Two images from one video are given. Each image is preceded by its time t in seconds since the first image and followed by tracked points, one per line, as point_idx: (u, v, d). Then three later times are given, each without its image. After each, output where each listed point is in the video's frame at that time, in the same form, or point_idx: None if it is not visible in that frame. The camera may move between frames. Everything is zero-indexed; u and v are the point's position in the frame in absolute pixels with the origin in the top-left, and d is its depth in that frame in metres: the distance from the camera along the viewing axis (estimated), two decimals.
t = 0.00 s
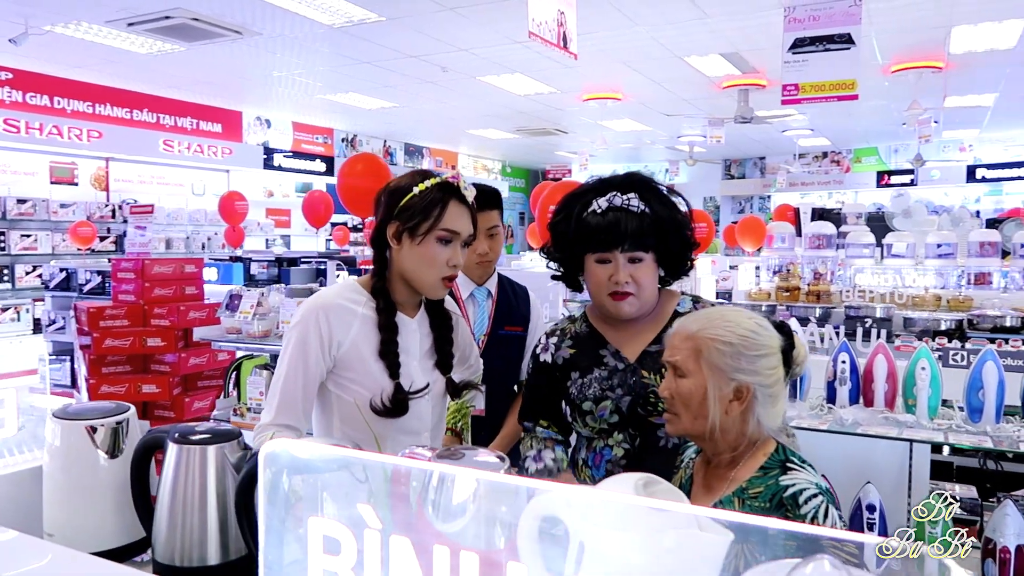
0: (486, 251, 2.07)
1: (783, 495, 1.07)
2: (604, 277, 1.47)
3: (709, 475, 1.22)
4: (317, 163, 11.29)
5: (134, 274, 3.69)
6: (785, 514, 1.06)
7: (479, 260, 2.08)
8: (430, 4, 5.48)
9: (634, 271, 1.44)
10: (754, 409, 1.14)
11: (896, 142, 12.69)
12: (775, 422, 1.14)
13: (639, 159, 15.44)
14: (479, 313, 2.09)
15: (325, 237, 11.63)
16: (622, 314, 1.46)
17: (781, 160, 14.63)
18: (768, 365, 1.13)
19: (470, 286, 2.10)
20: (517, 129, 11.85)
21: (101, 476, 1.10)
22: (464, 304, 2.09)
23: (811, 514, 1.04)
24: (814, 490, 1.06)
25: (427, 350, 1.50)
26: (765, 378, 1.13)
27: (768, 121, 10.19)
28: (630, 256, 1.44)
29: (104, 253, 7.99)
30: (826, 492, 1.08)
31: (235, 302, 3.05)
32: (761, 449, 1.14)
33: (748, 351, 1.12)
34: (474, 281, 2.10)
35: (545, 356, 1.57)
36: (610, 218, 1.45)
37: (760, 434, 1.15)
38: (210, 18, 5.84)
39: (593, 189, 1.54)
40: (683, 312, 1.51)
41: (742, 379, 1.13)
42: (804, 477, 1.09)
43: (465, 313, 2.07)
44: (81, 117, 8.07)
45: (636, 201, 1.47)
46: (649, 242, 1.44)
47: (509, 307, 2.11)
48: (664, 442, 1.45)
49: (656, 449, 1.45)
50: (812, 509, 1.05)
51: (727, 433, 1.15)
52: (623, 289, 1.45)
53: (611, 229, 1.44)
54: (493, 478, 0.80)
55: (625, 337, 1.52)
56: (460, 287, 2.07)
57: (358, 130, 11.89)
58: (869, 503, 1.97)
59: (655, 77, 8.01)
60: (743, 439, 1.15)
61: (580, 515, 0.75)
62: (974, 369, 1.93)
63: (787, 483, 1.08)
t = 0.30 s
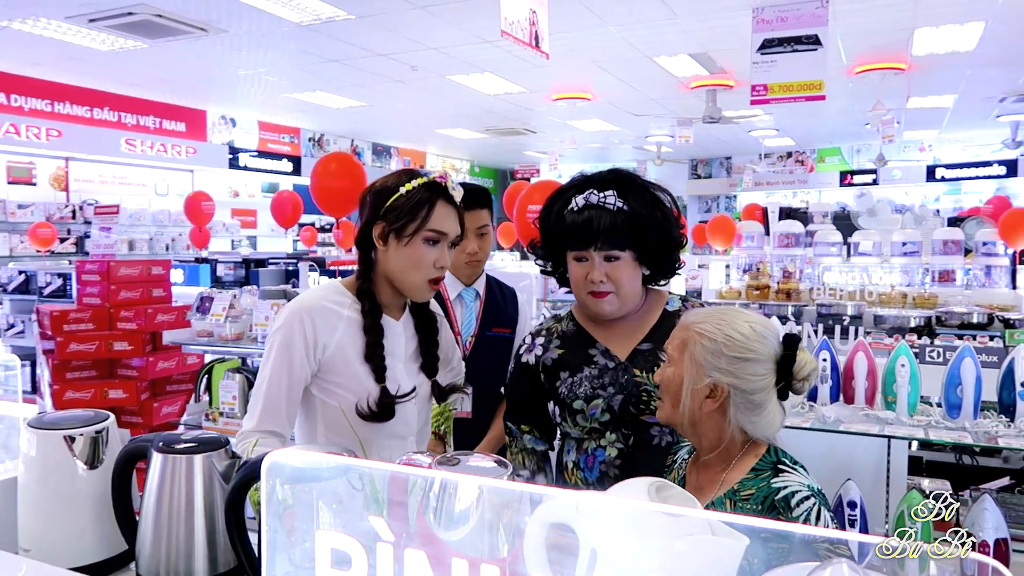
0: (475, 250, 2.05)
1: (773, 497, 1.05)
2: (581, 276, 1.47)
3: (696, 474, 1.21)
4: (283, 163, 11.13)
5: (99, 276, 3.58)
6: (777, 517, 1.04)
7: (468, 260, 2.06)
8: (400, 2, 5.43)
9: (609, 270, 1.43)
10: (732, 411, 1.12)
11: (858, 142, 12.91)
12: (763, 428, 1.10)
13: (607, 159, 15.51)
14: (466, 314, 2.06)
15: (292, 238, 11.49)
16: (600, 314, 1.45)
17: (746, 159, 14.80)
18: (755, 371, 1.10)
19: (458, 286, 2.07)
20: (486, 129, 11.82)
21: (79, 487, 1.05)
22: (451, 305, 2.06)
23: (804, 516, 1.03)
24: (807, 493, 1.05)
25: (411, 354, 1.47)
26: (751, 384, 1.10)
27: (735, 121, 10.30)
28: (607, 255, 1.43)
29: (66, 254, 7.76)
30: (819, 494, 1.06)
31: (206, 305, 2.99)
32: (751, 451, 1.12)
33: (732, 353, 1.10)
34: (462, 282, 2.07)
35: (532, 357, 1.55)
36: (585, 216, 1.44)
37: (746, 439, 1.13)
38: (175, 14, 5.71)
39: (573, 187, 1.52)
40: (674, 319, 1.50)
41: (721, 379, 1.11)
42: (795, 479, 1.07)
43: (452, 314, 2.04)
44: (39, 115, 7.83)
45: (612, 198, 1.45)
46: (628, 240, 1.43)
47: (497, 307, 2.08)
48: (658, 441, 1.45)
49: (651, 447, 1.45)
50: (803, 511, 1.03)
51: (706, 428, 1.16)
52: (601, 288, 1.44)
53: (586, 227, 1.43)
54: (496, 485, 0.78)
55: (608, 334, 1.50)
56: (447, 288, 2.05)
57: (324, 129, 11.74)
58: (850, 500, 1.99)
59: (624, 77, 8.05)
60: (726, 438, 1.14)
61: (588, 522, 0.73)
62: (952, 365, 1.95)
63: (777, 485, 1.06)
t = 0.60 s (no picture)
0: (457, 251, 2.04)
1: (745, 508, 1.04)
2: (570, 279, 1.44)
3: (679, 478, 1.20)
4: (251, 163, 10.96)
5: (62, 279, 3.49)
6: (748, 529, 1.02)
7: (450, 262, 2.03)
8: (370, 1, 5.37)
9: (601, 274, 1.42)
10: (715, 417, 1.10)
11: (824, 142, 13.09)
12: (748, 435, 1.08)
13: (578, 159, 15.54)
14: (448, 317, 2.03)
15: (260, 239, 11.32)
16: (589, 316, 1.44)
17: (715, 160, 14.93)
18: (742, 378, 1.08)
19: (440, 288, 2.05)
20: (456, 129, 11.77)
21: (47, 501, 1.01)
22: (433, 308, 2.04)
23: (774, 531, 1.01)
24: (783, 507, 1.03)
25: (391, 359, 1.44)
26: (737, 392, 1.08)
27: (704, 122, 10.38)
28: (597, 258, 1.41)
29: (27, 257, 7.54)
30: (793, 510, 1.04)
31: (173, 309, 2.87)
32: (736, 459, 1.10)
33: (719, 358, 1.09)
34: (444, 284, 2.05)
35: (513, 361, 1.52)
36: (576, 219, 1.41)
37: (728, 446, 1.11)
38: (139, 11, 5.60)
39: (561, 187, 1.50)
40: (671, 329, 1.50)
41: (705, 383, 1.10)
42: (769, 493, 1.05)
43: (434, 317, 2.02)
44: None
45: (603, 201, 1.43)
46: (619, 242, 1.41)
47: (479, 310, 2.05)
48: (640, 444, 1.41)
49: (632, 450, 1.41)
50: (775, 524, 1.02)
51: (690, 427, 1.16)
52: (590, 292, 1.42)
53: (576, 230, 1.41)
54: (485, 497, 0.75)
55: (593, 337, 1.49)
56: (429, 290, 2.02)
57: (293, 129, 11.60)
58: (828, 499, 1.98)
59: (595, 77, 8.07)
60: (709, 443, 1.13)
61: (582, 534, 0.70)
62: (927, 363, 1.97)
63: (748, 497, 1.04)
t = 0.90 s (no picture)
0: (440, 253, 2.01)
1: (720, 516, 1.00)
2: (571, 282, 1.40)
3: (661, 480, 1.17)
4: (222, 163, 10.79)
5: (27, 282, 3.40)
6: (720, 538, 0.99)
7: (433, 263, 2.00)
8: None
9: (603, 275, 1.40)
10: (698, 421, 1.08)
11: (797, 143, 13.20)
12: (731, 442, 1.05)
13: (553, 159, 15.51)
14: (430, 320, 1.99)
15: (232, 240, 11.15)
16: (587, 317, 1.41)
17: (689, 160, 15.01)
18: (727, 384, 1.05)
19: (422, 290, 2.01)
20: (431, 128, 11.70)
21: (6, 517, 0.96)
22: (416, 310, 2.00)
23: (746, 542, 0.98)
24: (757, 514, 1.00)
25: (369, 367, 1.41)
26: (718, 396, 1.05)
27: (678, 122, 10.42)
28: (597, 260, 1.38)
29: None
30: (768, 521, 1.01)
31: (143, 312, 2.80)
32: (717, 465, 1.07)
33: (705, 361, 1.06)
34: (426, 286, 2.01)
35: (498, 358, 1.49)
36: (577, 221, 1.38)
37: (711, 451, 1.08)
38: (107, 8, 5.48)
39: (553, 186, 1.47)
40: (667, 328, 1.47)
41: (690, 387, 1.08)
42: (743, 502, 1.02)
43: (416, 320, 1.98)
44: None
45: (602, 201, 1.40)
46: (618, 243, 1.39)
47: (462, 312, 2.01)
48: (624, 449, 1.39)
49: (616, 456, 1.39)
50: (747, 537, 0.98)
51: (673, 429, 1.14)
52: (591, 294, 1.39)
53: (579, 232, 1.37)
54: (473, 518, 0.72)
55: (582, 338, 1.45)
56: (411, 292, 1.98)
57: (265, 128, 11.45)
58: (810, 500, 1.96)
59: (570, 77, 8.06)
60: (693, 447, 1.10)
61: (577, 553, 0.68)
62: (908, 364, 1.96)
63: (721, 504, 1.01)
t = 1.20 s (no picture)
0: (436, 252, 1.96)
1: (720, 518, 0.97)
2: (574, 277, 1.39)
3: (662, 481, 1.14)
4: (207, 160, 10.67)
5: (6, 279, 3.32)
6: (721, 540, 0.96)
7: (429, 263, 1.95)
8: None
9: (604, 270, 1.36)
10: (696, 420, 1.05)
11: (783, 144, 13.23)
12: (728, 442, 1.02)
13: (540, 159, 15.48)
14: (424, 319, 1.95)
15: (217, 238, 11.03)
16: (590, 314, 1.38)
17: (676, 160, 15.03)
18: (725, 382, 1.03)
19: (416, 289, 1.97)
20: (419, 127, 11.64)
21: None
22: (410, 309, 1.97)
23: (747, 544, 0.94)
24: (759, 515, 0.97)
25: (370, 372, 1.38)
26: (716, 394, 1.02)
27: (666, 122, 10.42)
28: (601, 256, 1.36)
29: None
30: (768, 522, 0.98)
31: (127, 310, 2.74)
32: (718, 465, 1.05)
33: (701, 359, 1.04)
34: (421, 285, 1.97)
35: (510, 351, 1.48)
36: (579, 216, 1.36)
37: (710, 451, 1.06)
38: (90, 2, 5.40)
39: (563, 182, 1.45)
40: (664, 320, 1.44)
41: (687, 385, 1.05)
42: (744, 502, 0.99)
43: (409, 319, 1.93)
44: None
45: (605, 197, 1.38)
46: (624, 240, 1.36)
47: (456, 312, 1.97)
48: (628, 452, 1.36)
49: (620, 458, 1.36)
50: (749, 541, 0.95)
51: (672, 429, 1.11)
52: (594, 290, 1.37)
53: (581, 227, 1.36)
54: (474, 527, 0.70)
55: (592, 335, 1.44)
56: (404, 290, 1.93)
57: (251, 125, 11.34)
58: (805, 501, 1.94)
59: (559, 77, 8.04)
60: (691, 446, 1.07)
61: (585, 562, 0.65)
62: (903, 364, 1.95)
63: (724, 508, 0.98)
